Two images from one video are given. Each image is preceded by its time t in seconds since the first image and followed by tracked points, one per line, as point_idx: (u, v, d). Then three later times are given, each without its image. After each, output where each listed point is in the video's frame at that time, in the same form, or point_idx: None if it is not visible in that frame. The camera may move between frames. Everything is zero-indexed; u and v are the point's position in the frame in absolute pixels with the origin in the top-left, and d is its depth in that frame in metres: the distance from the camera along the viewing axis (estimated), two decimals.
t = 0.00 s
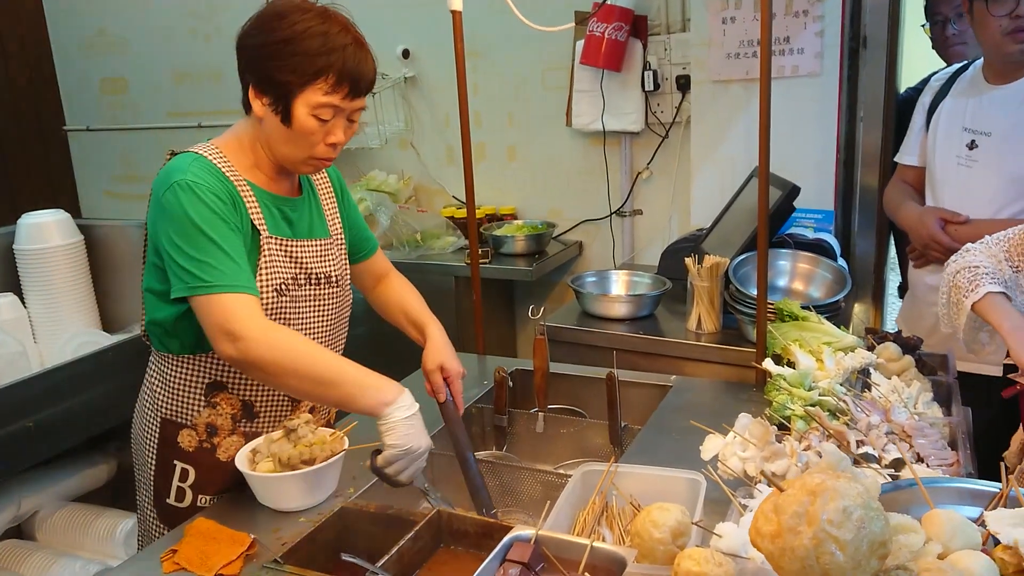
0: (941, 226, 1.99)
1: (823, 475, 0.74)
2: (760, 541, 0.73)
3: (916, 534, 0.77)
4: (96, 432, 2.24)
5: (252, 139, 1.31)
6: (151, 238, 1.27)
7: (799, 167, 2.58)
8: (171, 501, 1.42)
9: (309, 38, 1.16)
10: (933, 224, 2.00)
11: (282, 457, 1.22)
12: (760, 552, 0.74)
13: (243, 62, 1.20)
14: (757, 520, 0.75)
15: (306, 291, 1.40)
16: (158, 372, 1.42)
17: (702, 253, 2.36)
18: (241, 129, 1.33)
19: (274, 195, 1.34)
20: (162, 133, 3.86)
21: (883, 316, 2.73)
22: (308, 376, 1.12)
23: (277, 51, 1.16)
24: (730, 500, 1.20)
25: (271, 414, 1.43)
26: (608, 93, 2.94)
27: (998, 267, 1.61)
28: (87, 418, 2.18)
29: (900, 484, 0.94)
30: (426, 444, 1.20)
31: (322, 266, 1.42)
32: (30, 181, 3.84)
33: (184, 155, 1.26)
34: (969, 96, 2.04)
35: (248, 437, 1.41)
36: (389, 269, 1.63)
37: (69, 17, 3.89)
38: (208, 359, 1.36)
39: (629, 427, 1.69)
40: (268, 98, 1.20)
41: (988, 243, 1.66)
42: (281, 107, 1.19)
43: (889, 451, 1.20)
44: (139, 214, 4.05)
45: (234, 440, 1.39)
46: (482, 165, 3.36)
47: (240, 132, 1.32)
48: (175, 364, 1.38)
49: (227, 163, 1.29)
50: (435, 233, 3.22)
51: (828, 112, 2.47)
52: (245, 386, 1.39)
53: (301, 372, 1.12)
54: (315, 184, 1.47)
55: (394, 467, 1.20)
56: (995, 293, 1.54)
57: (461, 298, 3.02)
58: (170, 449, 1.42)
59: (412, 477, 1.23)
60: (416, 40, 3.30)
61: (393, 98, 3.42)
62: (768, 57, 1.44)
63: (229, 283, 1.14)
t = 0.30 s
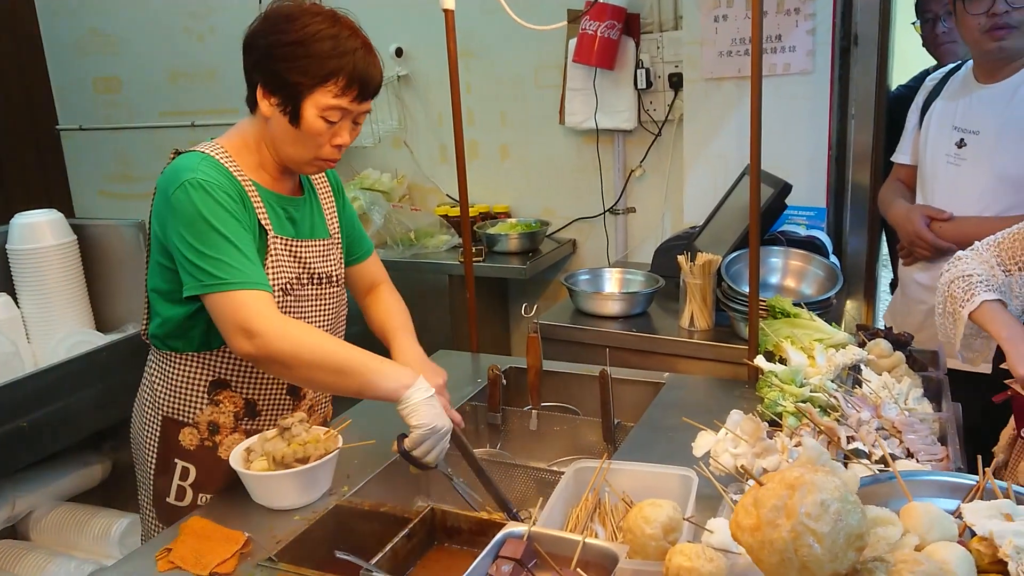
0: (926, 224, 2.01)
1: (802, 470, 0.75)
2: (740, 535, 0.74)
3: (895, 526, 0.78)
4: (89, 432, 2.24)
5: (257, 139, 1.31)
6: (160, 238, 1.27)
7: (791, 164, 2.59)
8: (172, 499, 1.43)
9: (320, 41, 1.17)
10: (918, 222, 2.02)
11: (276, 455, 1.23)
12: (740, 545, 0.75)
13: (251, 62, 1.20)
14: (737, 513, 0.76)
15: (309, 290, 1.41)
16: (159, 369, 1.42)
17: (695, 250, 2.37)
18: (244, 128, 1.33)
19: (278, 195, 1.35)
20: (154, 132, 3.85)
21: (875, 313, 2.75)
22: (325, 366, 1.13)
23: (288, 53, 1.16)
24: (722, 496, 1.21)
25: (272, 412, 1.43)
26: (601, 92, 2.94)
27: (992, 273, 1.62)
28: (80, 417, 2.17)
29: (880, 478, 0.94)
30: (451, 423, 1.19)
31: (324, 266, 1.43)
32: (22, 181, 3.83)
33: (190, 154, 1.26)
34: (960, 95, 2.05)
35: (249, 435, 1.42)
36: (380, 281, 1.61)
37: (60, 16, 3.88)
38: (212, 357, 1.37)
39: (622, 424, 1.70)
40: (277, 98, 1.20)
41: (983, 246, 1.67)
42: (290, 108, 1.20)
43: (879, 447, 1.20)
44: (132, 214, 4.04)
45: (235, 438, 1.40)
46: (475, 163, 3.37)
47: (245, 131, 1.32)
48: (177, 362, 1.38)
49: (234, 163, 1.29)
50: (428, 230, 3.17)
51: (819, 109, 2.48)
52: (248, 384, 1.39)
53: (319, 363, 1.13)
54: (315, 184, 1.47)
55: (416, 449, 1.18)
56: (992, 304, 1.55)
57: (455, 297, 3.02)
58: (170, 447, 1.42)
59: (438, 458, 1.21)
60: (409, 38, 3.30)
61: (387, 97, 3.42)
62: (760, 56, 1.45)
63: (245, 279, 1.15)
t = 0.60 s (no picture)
0: (928, 220, 2.02)
1: (787, 464, 0.76)
2: (726, 530, 0.75)
3: (880, 519, 0.78)
4: (83, 431, 2.23)
5: (249, 135, 1.31)
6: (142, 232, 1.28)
7: (783, 160, 2.60)
8: (161, 494, 1.43)
9: (316, 38, 1.17)
10: (920, 219, 2.03)
11: (269, 453, 1.23)
12: (726, 540, 0.76)
13: (247, 57, 1.20)
14: (723, 508, 0.77)
15: (295, 287, 1.40)
16: (150, 366, 1.43)
17: (687, 246, 2.37)
18: (237, 124, 1.33)
19: (266, 191, 1.35)
20: (147, 130, 3.83)
21: (867, 307, 2.76)
22: (279, 356, 1.13)
23: (283, 49, 1.16)
24: (714, 491, 1.22)
25: (260, 410, 1.43)
26: (594, 88, 2.94)
27: (981, 268, 1.64)
28: (74, 415, 2.17)
29: (865, 471, 0.94)
30: (412, 409, 1.18)
31: (314, 263, 1.42)
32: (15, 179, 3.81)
33: (175, 148, 1.27)
34: (953, 90, 2.06)
35: (238, 432, 1.42)
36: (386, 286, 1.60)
37: (51, 13, 3.86)
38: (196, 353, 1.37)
39: (615, 420, 1.71)
40: (271, 94, 1.20)
41: (974, 243, 1.69)
42: (284, 103, 1.20)
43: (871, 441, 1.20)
44: (126, 212, 4.03)
45: (223, 435, 1.40)
46: (468, 160, 3.37)
47: (238, 128, 1.32)
48: (166, 358, 1.39)
49: (221, 160, 1.29)
50: (422, 227, 3.20)
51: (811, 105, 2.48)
52: (236, 381, 1.39)
53: (275, 352, 1.13)
54: (310, 181, 1.47)
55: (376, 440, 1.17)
56: (975, 293, 1.56)
57: (449, 293, 3.02)
58: (160, 442, 1.42)
59: (403, 447, 1.20)
60: (402, 35, 3.29)
61: (380, 94, 3.42)
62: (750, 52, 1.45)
63: (205, 272, 1.15)
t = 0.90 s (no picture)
0: (923, 215, 2.03)
1: (780, 459, 0.76)
2: (720, 525, 0.75)
3: (872, 511, 0.79)
4: (77, 429, 2.22)
5: (239, 132, 1.31)
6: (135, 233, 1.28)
7: (776, 155, 2.60)
8: (158, 492, 1.43)
9: (303, 32, 1.16)
10: (915, 214, 2.04)
11: (263, 449, 1.24)
12: (720, 536, 0.76)
13: (233, 54, 1.20)
14: (717, 504, 0.77)
15: (291, 282, 1.40)
16: (144, 363, 1.42)
17: (680, 241, 2.38)
18: (226, 122, 1.33)
19: (259, 188, 1.34)
20: (139, 127, 3.81)
21: (860, 301, 2.77)
22: (262, 355, 1.12)
23: (269, 44, 1.16)
24: (708, 484, 1.22)
25: (256, 406, 1.43)
26: (586, 83, 2.94)
27: (971, 266, 1.65)
28: (66, 413, 2.16)
29: (856, 462, 0.95)
30: (398, 410, 1.20)
31: (308, 258, 1.42)
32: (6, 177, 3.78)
33: (166, 147, 1.27)
34: (946, 84, 2.07)
35: (234, 428, 1.42)
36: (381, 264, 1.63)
37: (41, 9, 3.83)
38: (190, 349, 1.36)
39: (609, 415, 1.71)
40: (260, 90, 1.19)
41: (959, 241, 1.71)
42: (272, 99, 1.19)
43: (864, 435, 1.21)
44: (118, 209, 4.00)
45: (220, 431, 1.40)
46: (461, 156, 3.36)
47: (227, 125, 1.32)
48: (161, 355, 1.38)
49: (213, 157, 1.29)
50: (415, 223, 3.18)
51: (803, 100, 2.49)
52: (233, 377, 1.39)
53: (260, 352, 1.12)
54: (301, 176, 1.46)
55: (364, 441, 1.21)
56: (975, 291, 1.56)
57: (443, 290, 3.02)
58: (156, 440, 1.42)
59: (390, 447, 1.23)
60: (394, 30, 3.28)
61: (372, 89, 3.41)
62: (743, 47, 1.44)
63: (191, 270, 1.14)
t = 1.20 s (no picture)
0: (913, 209, 2.04)
1: (774, 459, 0.76)
2: (715, 525, 0.75)
3: (866, 510, 0.79)
4: (70, 427, 2.22)
5: (237, 127, 1.30)
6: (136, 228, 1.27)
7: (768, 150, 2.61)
8: (153, 490, 1.43)
9: (304, 31, 1.16)
10: (905, 208, 2.05)
11: (258, 446, 1.23)
12: (715, 535, 0.77)
13: (233, 50, 1.19)
14: (711, 503, 0.77)
15: (287, 280, 1.40)
16: (140, 360, 1.42)
17: (673, 237, 2.38)
18: (224, 117, 1.32)
19: (257, 184, 1.34)
20: (129, 124, 3.79)
21: (852, 295, 2.79)
22: (283, 339, 1.12)
23: (270, 41, 1.15)
24: (701, 479, 1.23)
25: (252, 404, 1.42)
26: (579, 79, 2.94)
27: (958, 257, 1.66)
28: (59, 412, 2.15)
29: (849, 462, 0.95)
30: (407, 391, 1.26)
31: (303, 256, 1.42)
32: None
33: (166, 142, 1.27)
34: (938, 79, 2.08)
35: (229, 426, 1.41)
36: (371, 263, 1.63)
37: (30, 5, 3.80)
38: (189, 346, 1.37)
39: (602, 410, 1.72)
40: (261, 86, 1.19)
41: (948, 233, 1.72)
42: (273, 96, 1.19)
43: (855, 429, 1.21)
44: (110, 206, 3.98)
45: (215, 429, 1.40)
46: (454, 151, 3.36)
47: (225, 120, 1.31)
48: (157, 352, 1.38)
49: (214, 154, 1.28)
50: (409, 220, 3.19)
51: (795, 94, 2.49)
52: (230, 375, 1.39)
53: (284, 337, 1.12)
54: (295, 174, 1.46)
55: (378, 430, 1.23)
56: (959, 281, 1.57)
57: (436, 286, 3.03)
58: (151, 438, 1.41)
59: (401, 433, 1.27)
60: (387, 26, 3.27)
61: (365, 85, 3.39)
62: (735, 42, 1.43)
63: (203, 254, 1.13)
